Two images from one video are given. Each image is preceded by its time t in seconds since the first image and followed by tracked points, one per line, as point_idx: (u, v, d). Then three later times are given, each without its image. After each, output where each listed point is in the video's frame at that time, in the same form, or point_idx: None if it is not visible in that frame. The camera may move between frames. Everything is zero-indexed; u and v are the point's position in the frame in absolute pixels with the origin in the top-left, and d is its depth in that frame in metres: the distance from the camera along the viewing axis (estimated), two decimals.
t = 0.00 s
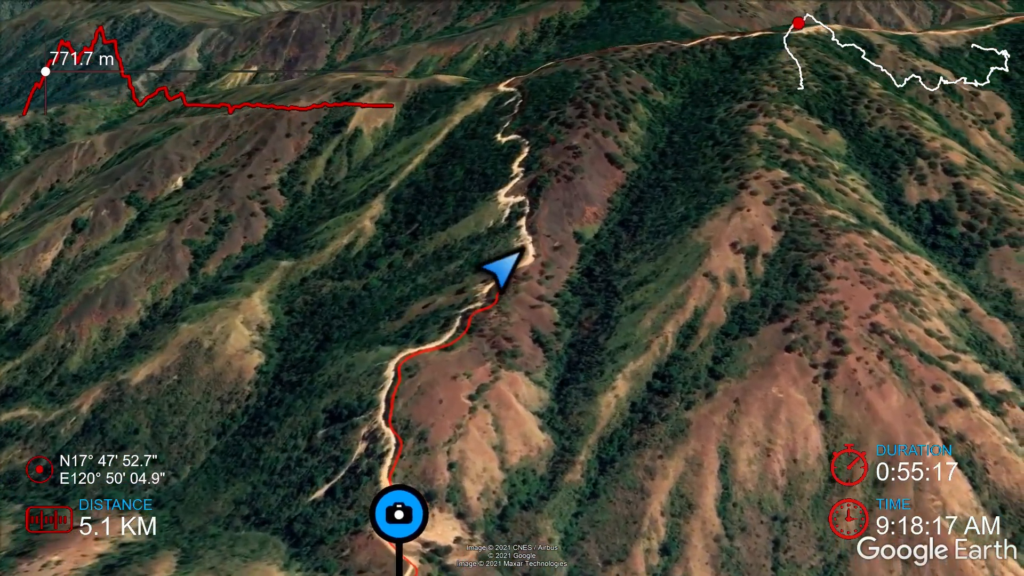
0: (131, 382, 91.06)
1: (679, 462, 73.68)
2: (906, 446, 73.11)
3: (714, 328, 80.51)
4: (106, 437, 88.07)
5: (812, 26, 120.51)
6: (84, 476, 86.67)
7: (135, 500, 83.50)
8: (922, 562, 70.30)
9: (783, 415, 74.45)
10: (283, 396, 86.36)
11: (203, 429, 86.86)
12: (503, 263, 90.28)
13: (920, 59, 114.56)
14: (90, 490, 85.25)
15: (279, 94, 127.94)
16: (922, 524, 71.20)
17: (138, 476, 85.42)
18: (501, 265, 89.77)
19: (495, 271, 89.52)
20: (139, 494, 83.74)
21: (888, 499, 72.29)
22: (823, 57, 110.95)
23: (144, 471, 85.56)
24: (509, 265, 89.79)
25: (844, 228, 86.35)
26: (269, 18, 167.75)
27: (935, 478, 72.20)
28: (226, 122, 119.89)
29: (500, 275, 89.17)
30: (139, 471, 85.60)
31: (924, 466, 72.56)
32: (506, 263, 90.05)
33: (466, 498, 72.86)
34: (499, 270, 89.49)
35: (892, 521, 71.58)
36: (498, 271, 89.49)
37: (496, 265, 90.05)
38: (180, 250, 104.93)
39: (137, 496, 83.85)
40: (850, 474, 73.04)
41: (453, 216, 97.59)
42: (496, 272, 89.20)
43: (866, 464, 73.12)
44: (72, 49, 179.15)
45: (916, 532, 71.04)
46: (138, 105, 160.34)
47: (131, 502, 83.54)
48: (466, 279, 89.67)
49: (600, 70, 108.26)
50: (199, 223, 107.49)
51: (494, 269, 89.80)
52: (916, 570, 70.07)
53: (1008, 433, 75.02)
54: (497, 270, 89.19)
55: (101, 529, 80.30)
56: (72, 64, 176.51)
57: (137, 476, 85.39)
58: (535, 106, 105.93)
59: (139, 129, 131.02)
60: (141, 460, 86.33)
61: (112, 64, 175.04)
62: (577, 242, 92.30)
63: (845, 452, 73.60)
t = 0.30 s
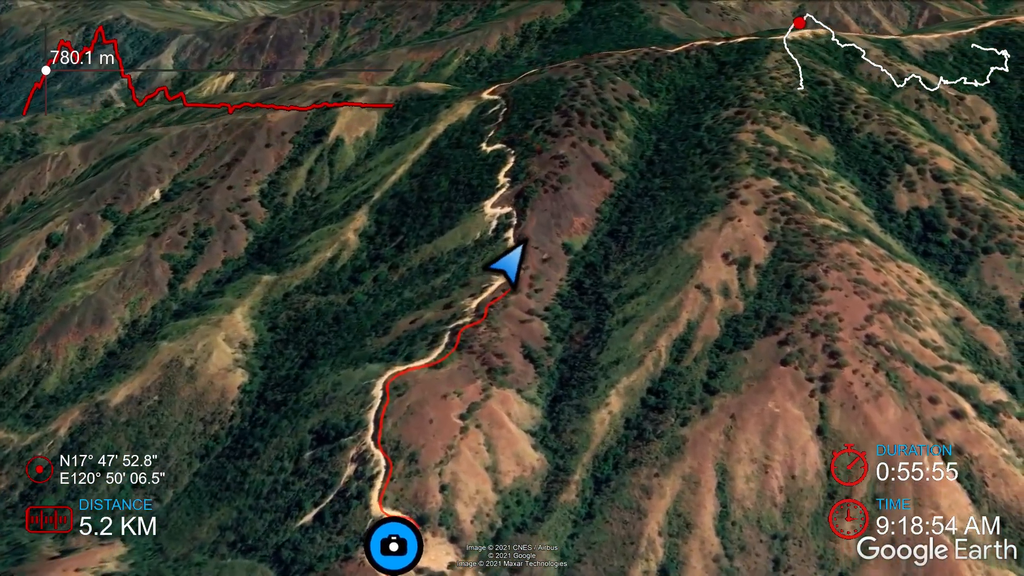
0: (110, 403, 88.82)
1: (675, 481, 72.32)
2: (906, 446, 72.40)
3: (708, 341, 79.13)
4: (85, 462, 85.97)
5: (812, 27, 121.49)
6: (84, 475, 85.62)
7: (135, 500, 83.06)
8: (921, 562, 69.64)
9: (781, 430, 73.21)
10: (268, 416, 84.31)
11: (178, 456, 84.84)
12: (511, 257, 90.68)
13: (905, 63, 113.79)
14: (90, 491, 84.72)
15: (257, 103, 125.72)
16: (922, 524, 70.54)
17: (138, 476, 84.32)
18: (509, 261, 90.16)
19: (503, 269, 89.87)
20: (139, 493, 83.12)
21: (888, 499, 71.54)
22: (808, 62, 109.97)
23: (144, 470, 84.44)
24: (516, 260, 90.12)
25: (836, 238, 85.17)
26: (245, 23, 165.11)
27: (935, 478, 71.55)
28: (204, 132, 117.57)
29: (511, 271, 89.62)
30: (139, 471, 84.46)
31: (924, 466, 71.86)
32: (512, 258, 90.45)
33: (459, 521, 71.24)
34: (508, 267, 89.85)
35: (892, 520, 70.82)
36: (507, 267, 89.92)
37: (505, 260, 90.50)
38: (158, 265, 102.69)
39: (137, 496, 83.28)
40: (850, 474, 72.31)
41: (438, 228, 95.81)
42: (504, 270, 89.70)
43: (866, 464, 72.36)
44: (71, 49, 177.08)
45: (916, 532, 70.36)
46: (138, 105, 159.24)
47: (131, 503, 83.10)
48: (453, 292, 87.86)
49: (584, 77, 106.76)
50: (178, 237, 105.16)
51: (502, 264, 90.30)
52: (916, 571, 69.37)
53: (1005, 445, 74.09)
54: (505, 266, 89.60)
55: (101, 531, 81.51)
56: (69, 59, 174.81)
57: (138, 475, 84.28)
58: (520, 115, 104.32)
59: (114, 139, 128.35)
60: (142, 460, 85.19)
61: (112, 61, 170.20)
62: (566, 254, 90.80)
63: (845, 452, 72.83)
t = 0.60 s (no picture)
0: (95, 421, 87.43)
1: (669, 504, 70.91)
2: (906, 446, 71.71)
3: (703, 360, 77.69)
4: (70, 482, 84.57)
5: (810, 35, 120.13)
6: (84, 475, 84.93)
7: (135, 499, 82.78)
8: (921, 562, 68.84)
9: (777, 452, 71.80)
10: (255, 435, 82.86)
11: (169, 469, 83.66)
12: (524, 265, 89.56)
13: (903, 72, 112.57)
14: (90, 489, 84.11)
15: (247, 112, 124.25)
16: (922, 524, 69.72)
17: (138, 476, 83.90)
18: (525, 270, 88.95)
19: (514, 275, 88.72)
20: (139, 493, 82.82)
21: (888, 499, 70.68)
22: (805, 71, 108.63)
23: (144, 471, 83.97)
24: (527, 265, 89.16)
25: (833, 253, 83.80)
26: (237, 28, 163.43)
27: (935, 477, 70.96)
28: (194, 141, 116.12)
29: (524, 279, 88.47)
30: (139, 471, 84.02)
31: (924, 466, 71.26)
32: (528, 266, 89.28)
33: (449, 547, 69.73)
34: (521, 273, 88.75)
35: (892, 521, 69.93)
36: (521, 275, 88.68)
37: (519, 267, 89.24)
38: (146, 278, 101.20)
39: (137, 495, 82.97)
40: (849, 474, 71.44)
41: (430, 241, 94.35)
42: (520, 277, 88.52)
43: (866, 465, 71.46)
44: (71, 49, 176.35)
45: (916, 532, 69.54)
46: (138, 105, 159.56)
47: (131, 502, 82.82)
48: (444, 308, 86.38)
49: (578, 87, 105.37)
50: (166, 249, 103.64)
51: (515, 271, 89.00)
52: (916, 571, 68.60)
53: (1006, 466, 72.69)
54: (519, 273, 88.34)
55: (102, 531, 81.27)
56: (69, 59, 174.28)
57: (138, 475, 83.90)
58: (513, 125, 102.89)
59: (103, 148, 126.82)
60: (142, 460, 84.75)
61: (112, 60, 169.20)
62: (559, 269, 89.37)
63: (845, 452, 71.87)
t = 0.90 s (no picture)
0: (84, 436, 86.65)
1: (659, 534, 69.31)
2: (906, 446, 71.03)
3: (697, 384, 76.02)
4: (57, 497, 83.77)
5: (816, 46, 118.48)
6: (84, 475, 84.61)
7: (135, 499, 82.57)
8: (921, 563, 67.49)
9: (770, 481, 70.09)
10: (243, 453, 81.83)
11: (157, 485, 82.74)
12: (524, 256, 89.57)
13: (912, 85, 110.69)
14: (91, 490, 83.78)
15: (248, 120, 123.49)
16: (922, 524, 68.63)
17: (138, 476, 83.74)
18: (518, 260, 89.04)
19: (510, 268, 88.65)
20: (139, 493, 82.66)
21: (888, 499, 69.64)
22: (810, 84, 106.84)
23: (145, 471, 83.87)
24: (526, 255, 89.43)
25: (834, 273, 82.00)
26: (243, 33, 162.74)
27: (936, 477, 70.24)
28: (192, 149, 115.33)
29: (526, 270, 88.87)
30: (140, 471, 83.89)
31: (924, 466, 70.55)
32: (520, 256, 89.38)
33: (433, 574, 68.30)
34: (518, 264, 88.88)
35: (892, 520, 68.79)
36: (521, 267, 88.86)
37: (516, 261, 89.06)
38: (140, 289, 100.36)
39: (137, 495, 82.78)
40: (849, 474, 70.25)
41: (425, 255, 93.10)
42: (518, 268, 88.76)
43: (866, 464, 70.34)
44: (71, 49, 177.25)
45: (916, 532, 68.37)
46: (138, 105, 159.24)
47: (131, 502, 82.56)
48: (437, 325, 85.06)
49: (579, 98, 103.88)
50: (161, 260, 102.74)
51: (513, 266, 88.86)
52: (917, 571, 67.20)
53: (1008, 498, 70.64)
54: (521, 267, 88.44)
55: (102, 532, 80.86)
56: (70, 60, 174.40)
57: (138, 475, 83.71)
58: (512, 137, 101.49)
59: (103, 155, 126.18)
60: (142, 460, 84.64)
61: (112, 60, 170.05)
62: (554, 286, 87.90)
63: (844, 452, 70.74)
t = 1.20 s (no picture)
0: (75, 450, 86.12)
1: (648, 566, 67.72)
2: (906, 446, 70.68)
3: (692, 410, 74.39)
4: (45, 512, 83.23)
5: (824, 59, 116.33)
6: (84, 475, 85.05)
7: (135, 499, 82.74)
8: (921, 563, 66.84)
9: (763, 513, 68.35)
10: (232, 471, 80.98)
11: (148, 494, 82.55)
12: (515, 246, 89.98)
13: (923, 99, 108.64)
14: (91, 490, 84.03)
15: (251, 128, 122.85)
16: (921, 524, 68.19)
17: (138, 476, 83.95)
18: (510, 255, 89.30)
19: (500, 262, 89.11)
20: (139, 493, 82.85)
21: (887, 499, 68.98)
22: (818, 97, 104.83)
23: (144, 471, 84.10)
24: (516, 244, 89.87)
25: (835, 296, 80.24)
26: (253, 38, 162.25)
27: (935, 477, 69.93)
28: (194, 158, 114.77)
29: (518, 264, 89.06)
30: (139, 471, 84.14)
31: (923, 465, 70.28)
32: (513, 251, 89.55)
33: None
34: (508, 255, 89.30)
35: (892, 520, 68.14)
36: (514, 256, 89.43)
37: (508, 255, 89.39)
38: (136, 300, 99.72)
39: (136, 495, 82.97)
40: (849, 474, 69.38)
41: (421, 270, 91.89)
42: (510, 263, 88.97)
43: (866, 464, 69.70)
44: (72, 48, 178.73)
45: (915, 532, 67.83)
46: (138, 105, 158.74)
47: (131, 502, 82.71)
48: (429, 343, 83.82)
49: (581, 111, 102.38)
50: (158, 270, 102.11)
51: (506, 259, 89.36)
52: (918, 571, 66.47)
53: (1011, 534, 68.70)
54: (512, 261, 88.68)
55: (102, 532, 81.11)
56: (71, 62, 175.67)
57: (138, 475, 83.95)
58: (512, 149, 100.09)
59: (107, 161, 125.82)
60: (141, 460, 84.84)
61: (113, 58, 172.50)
62: (550, 304, 86.48)
63: (845, 452, 69.94)
